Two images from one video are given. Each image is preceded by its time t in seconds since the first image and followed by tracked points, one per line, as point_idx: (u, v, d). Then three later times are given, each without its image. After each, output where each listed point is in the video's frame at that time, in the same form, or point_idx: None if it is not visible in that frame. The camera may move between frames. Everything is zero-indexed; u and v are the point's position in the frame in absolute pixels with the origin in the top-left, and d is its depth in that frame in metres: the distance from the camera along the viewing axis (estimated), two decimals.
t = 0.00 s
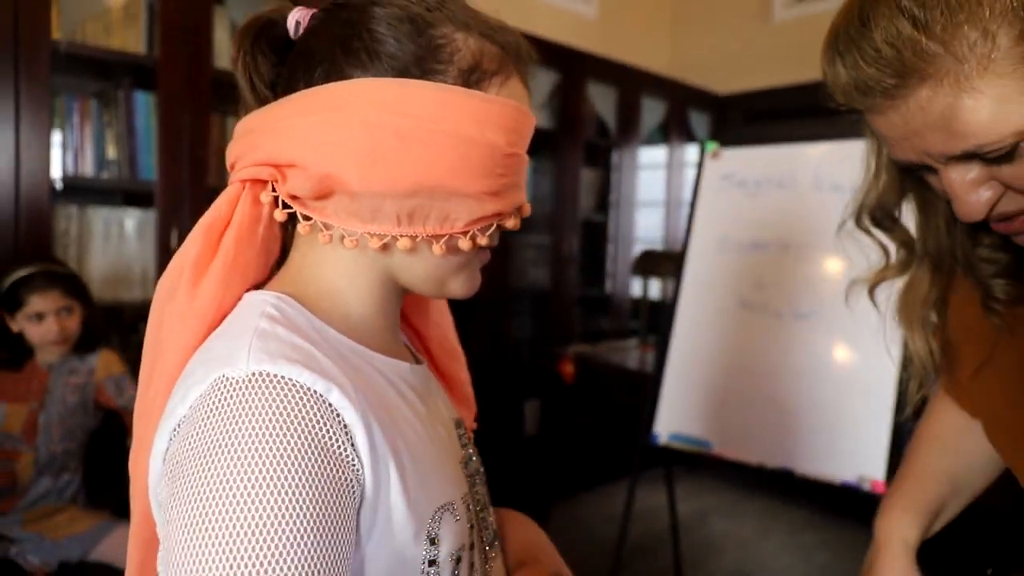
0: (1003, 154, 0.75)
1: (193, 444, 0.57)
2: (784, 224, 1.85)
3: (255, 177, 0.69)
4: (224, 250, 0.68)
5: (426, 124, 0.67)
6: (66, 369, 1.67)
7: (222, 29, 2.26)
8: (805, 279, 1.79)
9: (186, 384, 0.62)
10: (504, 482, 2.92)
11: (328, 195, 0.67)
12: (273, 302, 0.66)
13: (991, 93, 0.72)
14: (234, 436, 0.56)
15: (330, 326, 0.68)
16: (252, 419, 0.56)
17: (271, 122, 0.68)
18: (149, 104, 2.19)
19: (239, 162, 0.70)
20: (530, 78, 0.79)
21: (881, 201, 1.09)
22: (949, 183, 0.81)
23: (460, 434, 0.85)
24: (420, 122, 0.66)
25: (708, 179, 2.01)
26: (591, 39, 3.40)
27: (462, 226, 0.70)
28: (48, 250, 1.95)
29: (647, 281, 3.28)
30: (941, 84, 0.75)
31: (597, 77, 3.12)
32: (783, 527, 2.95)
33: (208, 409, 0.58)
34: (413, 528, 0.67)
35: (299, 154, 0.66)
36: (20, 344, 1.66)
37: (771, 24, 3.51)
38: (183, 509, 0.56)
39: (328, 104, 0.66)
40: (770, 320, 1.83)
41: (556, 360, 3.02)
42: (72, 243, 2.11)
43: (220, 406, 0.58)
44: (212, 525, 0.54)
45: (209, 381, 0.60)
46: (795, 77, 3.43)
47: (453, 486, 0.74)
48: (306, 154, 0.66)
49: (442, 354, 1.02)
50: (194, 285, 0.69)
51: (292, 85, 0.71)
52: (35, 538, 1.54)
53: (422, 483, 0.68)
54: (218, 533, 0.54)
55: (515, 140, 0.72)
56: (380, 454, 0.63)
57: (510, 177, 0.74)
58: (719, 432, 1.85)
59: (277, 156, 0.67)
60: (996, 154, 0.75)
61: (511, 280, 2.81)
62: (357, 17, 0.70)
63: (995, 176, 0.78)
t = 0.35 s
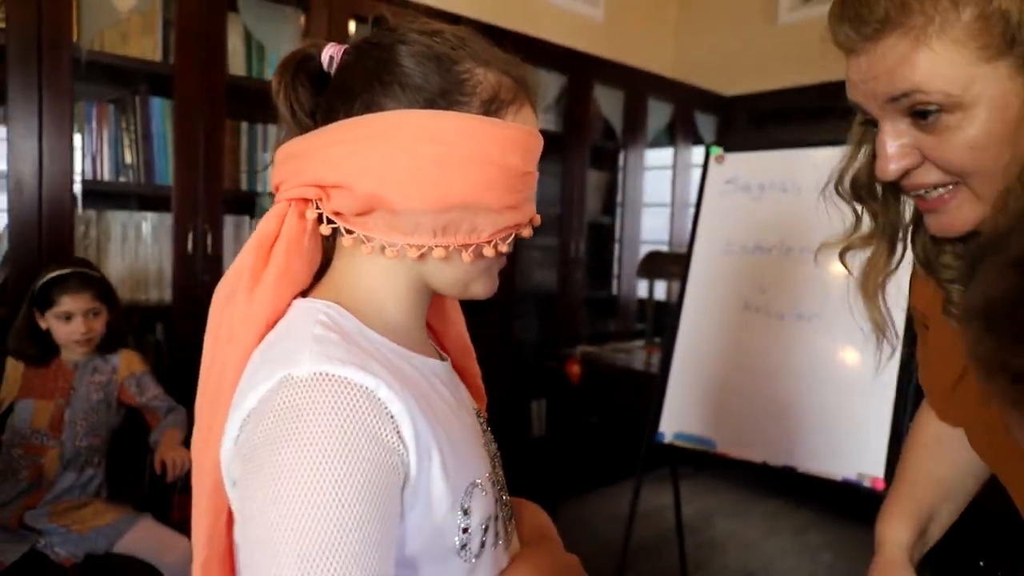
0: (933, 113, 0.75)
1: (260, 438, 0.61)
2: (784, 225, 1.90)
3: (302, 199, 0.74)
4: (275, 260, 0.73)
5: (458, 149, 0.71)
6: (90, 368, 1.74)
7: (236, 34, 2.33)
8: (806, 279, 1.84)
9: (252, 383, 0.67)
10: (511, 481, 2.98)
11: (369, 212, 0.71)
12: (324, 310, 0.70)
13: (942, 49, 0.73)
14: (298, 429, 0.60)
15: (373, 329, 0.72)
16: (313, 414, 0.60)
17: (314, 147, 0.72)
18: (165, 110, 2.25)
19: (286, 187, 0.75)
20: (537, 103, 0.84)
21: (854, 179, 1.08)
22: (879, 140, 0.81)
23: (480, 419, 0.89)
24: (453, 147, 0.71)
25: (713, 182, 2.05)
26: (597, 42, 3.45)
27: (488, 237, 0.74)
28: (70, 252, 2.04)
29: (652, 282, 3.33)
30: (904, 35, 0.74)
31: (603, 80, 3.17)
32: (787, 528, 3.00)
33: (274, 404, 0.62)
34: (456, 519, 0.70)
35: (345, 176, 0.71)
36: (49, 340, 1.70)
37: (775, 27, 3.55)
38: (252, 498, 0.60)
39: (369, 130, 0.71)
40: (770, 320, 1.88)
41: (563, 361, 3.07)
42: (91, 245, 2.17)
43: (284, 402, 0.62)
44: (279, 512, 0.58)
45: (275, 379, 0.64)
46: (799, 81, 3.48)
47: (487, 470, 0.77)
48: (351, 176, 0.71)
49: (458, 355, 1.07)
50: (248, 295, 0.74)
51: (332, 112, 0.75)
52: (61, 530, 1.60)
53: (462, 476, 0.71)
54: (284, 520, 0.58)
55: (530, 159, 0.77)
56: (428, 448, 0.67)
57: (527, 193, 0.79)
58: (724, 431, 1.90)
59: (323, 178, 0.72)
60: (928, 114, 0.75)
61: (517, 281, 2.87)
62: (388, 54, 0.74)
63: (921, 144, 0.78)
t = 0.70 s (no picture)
0: (910, 128, 0.83)
1: (368, 422, 0.61)
2: (795, 230, 1.97)
3: (376, 212, 0.72)
4: (357, 268, 0.72)
5: (517, 161, 0.70)
6: (133, 362, 1.84)
7: (264, 43, 2.41)
8: (815, 283, 1.91)
9: (356, 371, 0.66)
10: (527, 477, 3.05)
11: (442, 220, 0.70)
12: (411, 307, 0.69)
13: (922, 72, 0.81)
14: (410, 415, 0.59)
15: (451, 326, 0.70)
16: (422, 400, 0.60)
17: (382, 164, 0.71)
18: (198, 117, 2.34)
19: (359, 200, 0.74)
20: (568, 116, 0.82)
21: (864, 190, 1.09)
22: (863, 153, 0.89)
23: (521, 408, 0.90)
24: (512, 159, 0.70)
25: (725, 185, 2.13)
26: (611, 47, 3.53)
27: (547, 237, 0.73)
28: (111, 253, 2.16)
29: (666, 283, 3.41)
30: (890, 60, 0.83)
31: (618, 85, 3.25)
32: (799, 525, 3.05)
33: (381, 390, 0.62)
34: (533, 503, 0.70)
35: (420, 189, 0.70)
36: (95, 334, 1.79)
37: (788, 31, 3.61)
38: (362, 483, 0.60)
39: (435, 152, 0.69)
40: (780, 320, 1.95)
41: (578, 360, 3.14)
42: (128, 247, 2.25)
43: (392, 387, 0.61)
44: (391, 496, 0.58)
45: (381, 365, 0.63)
46: (811, 85, 3.54)
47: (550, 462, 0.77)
48: (425, 188, 0.69)
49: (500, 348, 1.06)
50: (335, 300, 0.73)
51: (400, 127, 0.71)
52: (107, 515, 1.70)
53: (540, 453, 0.72)
54: (396, 503, 0.58)
55: (570, 165, 0.76)
56: (517, 430, 0.67)
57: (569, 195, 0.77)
58: (734, 427, 1.98)
59: (398, 193, 0.70)
60: (905, 128, 0.84)
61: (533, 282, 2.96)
62: (434, 84, 0.71)
63: (900, 156, 0.85)
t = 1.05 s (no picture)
0: (910, 143, 0.88)
1: (446, 408, 0.61)
2: (821, 231, 2.01)
3: (439, 217, 0.71)
4: (423, 269, 0.70)
5: (573, 159, 0.69)
6: (184, 356, 1.92)
7: (306, 50, 2.50)
8: (845, 285, 1.94)
9: (432, 358, 0.65)
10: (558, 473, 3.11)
11: (502, 223, 0.69)
12: (480, 303, 0.67)
13: (920, 93, 0.85)
14: (489, 397, 0.59)
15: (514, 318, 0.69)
16: (500, 382, 0.59)
17: (444, 169, 0.70)
18: (244, 122, 2.44)
19: (421, 206, 0.72)
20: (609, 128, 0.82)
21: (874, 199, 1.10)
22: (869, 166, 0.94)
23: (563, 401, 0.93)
24: (566, 156, 0.69)
25: (753, 187, 2.17)
26: (642, 50, 3.58)
27: (596, 233, 0.73)
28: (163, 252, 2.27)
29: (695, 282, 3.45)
30: (893, 82, 0.88)
31: (648, 88, 3.30)
32: (828, 524, 3.07)
33: (459, 374, 0.61)
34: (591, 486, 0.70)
35: (481, 192, 0.68)
36: (149, 329, 1.90)
37: (818, 33, 3.63)
38: (443, 462, 0.60)
39: (495, 154, 0.68)
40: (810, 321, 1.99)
41: (608, 358, 3.20)
42: (177, 246, 2.36)
43: (469, 374, 0.61)
44: (471, 475, 0.58)
45: (455, 354, 0.62)
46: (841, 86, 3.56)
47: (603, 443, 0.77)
48: (486, 192, 0.68)
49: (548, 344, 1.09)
50: (403, 297, 0.71)
51: (460, 141, 0.70)
52: (163, 500, 1.80)
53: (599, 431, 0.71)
54: (477, 479, 0.58)
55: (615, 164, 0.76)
56: (581, 410, 0.66)
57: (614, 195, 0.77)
58: (763, 423, 2.03)
59: (460, 197, 0.69)
60: (907, 143, 0.88)
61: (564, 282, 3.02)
62: (479, 92, 0.70)
63: (902, 168, 0.90)
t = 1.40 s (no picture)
0: (917, 143, 0.92)
1: (488, 387, 0.65)
2: (841, 229, 2.05)
3: (477, 213, 0.76)
4: (463, 260, 0.75)
5: (603, 159, 0.74)
6: (225, 349, 2.01)
7: (340, 54, 2.58)
8: (866, 281, 1.97)
9: (474, 343, 0.70)
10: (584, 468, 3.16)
11: (537, 218, 0.74)
12: (517, 293, 0.72)
13: (924, 97, 0.90)
14: (528, 375, 0.63)
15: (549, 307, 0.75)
16: (539, 363, 0.64)
17: (484, 168, 0.75)
18: (280, 124, 2.53)
19: (462, 202, 0.78)
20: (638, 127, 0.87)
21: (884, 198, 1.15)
22: (878, 165, 0.98)
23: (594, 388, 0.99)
24: (598, 157, 0.74)
25: (777, 186, 2.21)
26: (667, 51, 3.62)
27: (624, 229, 0.78)
28: (203, 250, 2.38)
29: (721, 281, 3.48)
30: (898, 86, 0.92)
31: (674, 88, 3.34)
32: (854, 523, 3.08)
33: (500, 355, 0.65)
34: (622, 470, 0.74)
35: (516, 190, 0.74)
36: (193, 323, 1.98)
37: (845, 32, 3.64)
38: (485, 436, 0.64)
39: (531, 154, 0.73)
40: (833, 317, 2.02)
41: (634, 355, 3.24)
42: (216, 244, 2.45)
43: (509, 356, 0.65)
44: (511, 449, 0.62)
45: (496, 338, 0.67)
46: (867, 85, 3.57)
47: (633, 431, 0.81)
48: (521, 190, 0.73)
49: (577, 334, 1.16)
50: (446, 287, 0.76)
51: (497, 141, 0.75)
52: (206, 487, 1.88)
53: (628, 414, 0.75)
54: (516, 451, 0.62)
55: (643, 163, 0.81)
56: (613, 396, 0.70)
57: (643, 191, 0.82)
58: (786, 418, 2.07)
59: (497, 194, 0.74)
60: (913, 143, 0.93)
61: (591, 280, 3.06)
62: (516, 95, 0.76)
63: (909, 168, 0.94)
